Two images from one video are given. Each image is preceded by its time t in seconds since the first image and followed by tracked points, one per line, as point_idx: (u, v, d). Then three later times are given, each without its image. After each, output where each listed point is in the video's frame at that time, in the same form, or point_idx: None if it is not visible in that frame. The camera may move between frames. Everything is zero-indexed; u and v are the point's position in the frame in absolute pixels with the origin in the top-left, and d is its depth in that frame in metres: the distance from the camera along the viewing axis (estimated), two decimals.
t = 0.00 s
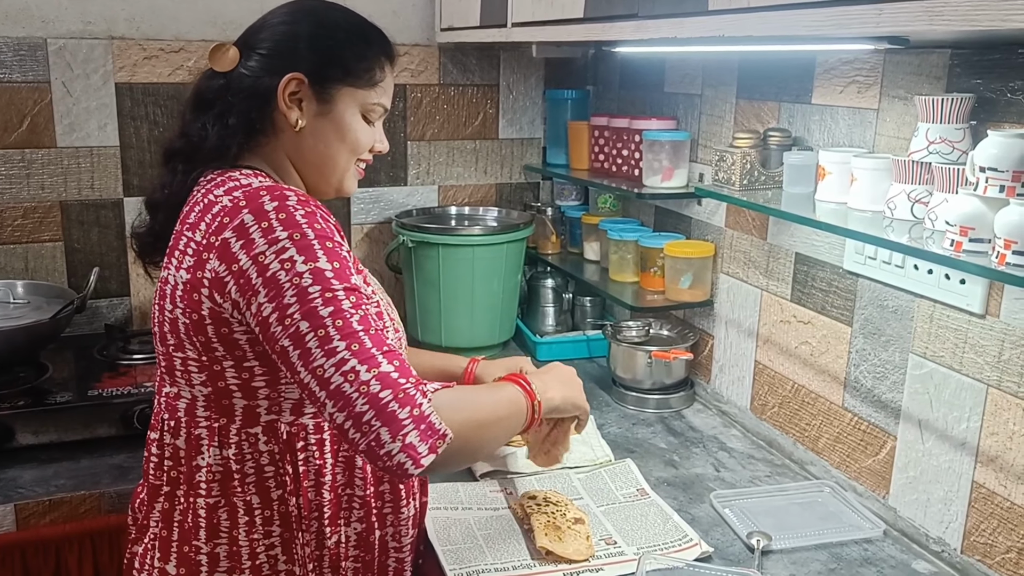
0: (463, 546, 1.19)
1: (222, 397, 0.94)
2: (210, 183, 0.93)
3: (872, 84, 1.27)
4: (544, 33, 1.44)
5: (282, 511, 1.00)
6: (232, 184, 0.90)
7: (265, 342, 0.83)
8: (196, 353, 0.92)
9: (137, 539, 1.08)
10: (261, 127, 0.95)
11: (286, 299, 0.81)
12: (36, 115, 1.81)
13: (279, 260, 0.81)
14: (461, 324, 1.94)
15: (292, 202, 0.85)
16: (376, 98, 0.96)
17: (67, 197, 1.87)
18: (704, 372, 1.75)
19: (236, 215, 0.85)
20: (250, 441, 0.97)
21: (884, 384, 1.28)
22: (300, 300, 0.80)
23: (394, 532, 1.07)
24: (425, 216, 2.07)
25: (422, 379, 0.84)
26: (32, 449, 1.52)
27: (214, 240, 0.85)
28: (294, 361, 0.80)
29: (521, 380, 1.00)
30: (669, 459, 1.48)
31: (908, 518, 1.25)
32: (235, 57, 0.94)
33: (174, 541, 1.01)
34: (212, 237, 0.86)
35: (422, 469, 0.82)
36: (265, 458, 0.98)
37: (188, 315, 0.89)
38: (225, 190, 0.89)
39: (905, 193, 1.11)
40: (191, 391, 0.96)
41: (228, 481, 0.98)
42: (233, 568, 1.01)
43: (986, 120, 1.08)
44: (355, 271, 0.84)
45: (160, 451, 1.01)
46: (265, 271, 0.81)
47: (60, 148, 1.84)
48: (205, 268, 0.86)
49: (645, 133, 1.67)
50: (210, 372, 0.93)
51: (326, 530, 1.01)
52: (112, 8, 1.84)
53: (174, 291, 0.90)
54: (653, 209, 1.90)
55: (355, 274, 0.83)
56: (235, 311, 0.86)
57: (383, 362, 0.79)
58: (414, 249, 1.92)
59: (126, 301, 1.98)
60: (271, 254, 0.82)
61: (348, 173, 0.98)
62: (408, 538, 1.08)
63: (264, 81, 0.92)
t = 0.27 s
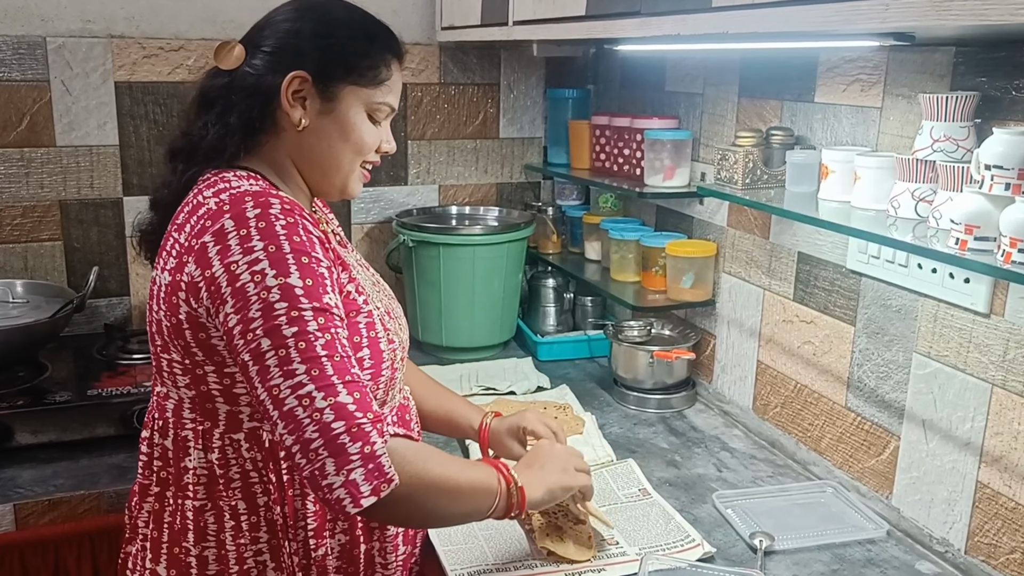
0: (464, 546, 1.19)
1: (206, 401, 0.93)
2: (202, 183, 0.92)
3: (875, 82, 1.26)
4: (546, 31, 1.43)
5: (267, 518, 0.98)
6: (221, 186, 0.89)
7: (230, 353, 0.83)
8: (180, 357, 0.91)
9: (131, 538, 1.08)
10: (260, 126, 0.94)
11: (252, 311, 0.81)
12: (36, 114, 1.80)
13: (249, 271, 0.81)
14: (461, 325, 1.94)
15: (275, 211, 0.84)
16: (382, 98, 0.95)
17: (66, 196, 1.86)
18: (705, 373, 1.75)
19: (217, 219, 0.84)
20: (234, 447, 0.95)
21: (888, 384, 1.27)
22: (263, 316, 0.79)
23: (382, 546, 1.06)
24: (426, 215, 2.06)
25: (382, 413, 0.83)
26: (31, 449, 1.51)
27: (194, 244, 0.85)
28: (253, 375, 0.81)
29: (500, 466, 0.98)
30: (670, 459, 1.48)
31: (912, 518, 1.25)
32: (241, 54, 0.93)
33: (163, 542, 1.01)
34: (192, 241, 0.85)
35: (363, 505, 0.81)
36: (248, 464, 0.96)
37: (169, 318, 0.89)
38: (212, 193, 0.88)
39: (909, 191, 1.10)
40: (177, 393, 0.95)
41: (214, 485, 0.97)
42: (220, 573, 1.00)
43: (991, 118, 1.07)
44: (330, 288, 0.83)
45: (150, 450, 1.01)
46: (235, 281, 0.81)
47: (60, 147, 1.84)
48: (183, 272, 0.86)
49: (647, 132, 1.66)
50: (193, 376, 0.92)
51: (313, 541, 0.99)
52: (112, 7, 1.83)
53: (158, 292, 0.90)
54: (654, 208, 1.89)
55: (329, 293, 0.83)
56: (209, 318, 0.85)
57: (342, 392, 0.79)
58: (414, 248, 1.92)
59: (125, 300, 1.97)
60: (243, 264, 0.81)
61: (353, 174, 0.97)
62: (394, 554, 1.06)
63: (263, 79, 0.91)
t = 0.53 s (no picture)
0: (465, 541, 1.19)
1: (204, 401, 0.92)
2: (201, 180, 0.91)
3: (878, 77, 1.26)
4: (547, 25, 1.43)
5: (265, 520, 0.97)
6: (220, 184, 0.89)
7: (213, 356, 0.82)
8: (178, 356, 0.90)
9: (127, 536, 1.07)
10: (258, 121, 0.93)
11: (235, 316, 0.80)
12: (35, 109, 1.80)
13: (236, 275, 0.80)
14: (462, 323, 1.93)
15: (271, 214, 0.84)
16: (386, 95, 0.95)
17: (66, 192, 1.86)
18: (707, 369, 1.74)
19: (214, 219, 0.84)
20: (232, 448, 0.94)
21: (891, 379, 1.27)
22: (245, 322, 0.79)
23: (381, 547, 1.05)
24: (426, 212, 2.06)
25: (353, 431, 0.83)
26: (31, 444, 1.51)
27: (189, 243, 0.85)
28: (230, 381, 0.80)
29: (461, 500, 0.99)
30: (672, 455, 1.47)
31: (915, 514, 1.24)
32: (243, 47, 0.93)
33: (160, 541, 1.00)
34: (188, 239, 0.85)
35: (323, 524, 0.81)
36: (246, 465, 0.95)
37: (164, 317, 0.88)
38: (211, 191, 0.88)
39: (913, 185, 1.10)
40: (175, 392, 0.94)
41: (211, 484, 0.97)
42: (217, 573, 0.99)
43: (995, 112, 1.07)
44: (318, 298, 0.83)
45: (147, 449, 1.00)
46: (221, 284, 0.81)
47: (60, 143, 1.83)
48: (176, 271, 0.85)
49: (648, 127, 1.66)
50: (191, 375, 0.91)
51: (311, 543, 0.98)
52: (111, 2, 1.82)
53: (154, 290, 0.90)
54: (655, 204, 1.89)
55: (315, 304, 0.82)
56: (200, 318, 0.85)
57: (315, 408, 0.79)
58: (415, 245, 1.91)
59: (126, 297, 1.96)
60: (231, 267, 0.81)
61: (354, 171, 0.97)
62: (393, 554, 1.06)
63: (265, 72, 0.91)
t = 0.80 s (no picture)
0: (467, 532, 1.19)
1: (206, 393, 0.93)
2: (199, 173, 0.92)
3: (879, 68, 1.26)
4: (548, 15, 1.43)
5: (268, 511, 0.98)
6: (219, 176, 0.89)
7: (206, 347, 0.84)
8: (180, 349, 0.91)
9: (129, 528, 1.08)
10: (257, 115, 0.93)
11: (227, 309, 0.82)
12: (36, 101, 1.80)
13: (230, 268, 0.81)
14: (468, 311, 1.94)
15: (269, 206, 0.85)
16: (384, 87, 0.95)
17: (68, 183, 1.86)
18: (708, 358, 1.75)
19: (212, 211, 0.84)
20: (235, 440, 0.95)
21: (891, 369, 1.27)
22: (234, 316, 0.80)
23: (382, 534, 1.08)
24: (427, 202, 2.06)
25: (338, 426, 0.84)
26: (35, 435, 1.52)
27: (188, 235, 0.85)
28: (219, 373, 0.82)
29: (456, 461, 0.97)
30: (673, 445, 1.48)
31: (915, 504, 1.25)
32: (237, 38, 0.92)
33: (163, 533, 1.01)
34: (187, 232, 0.86)
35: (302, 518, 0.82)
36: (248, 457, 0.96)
37: (165, 310, 0.89)
38: (210, 183, 0.88)
39: (912, 177, 1.10)
40: (177, 384, 0.94)
41: (213, 477, 0.97)
42: (220, 564, 1.00)
43: (995, 103, 1.07)
44: (312, 292, 0.84)
45: (149, 442, 1.01)
46: (214, 276, 0.82)
47: (61, 134, 1.83)
48: (175, 264, 0.86)
49: (649, 118, 1.66)
50: (194, 368, 0.92)
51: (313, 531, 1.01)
52: None
53: (154, 283, 0.90)
54: (656, 195, 1.89)
55: (307, 297, 0.83)
56: (198, 310, 0.86)
57: (298, 403, 0.80)
58: (416, 235, 1.91)
59: (128, 288, 1.97)
60: (225, 259, 0.82)
61: (352, 162, 0.98)
62: (396, 541, 1.09)
63: (263, 66, 0.91)
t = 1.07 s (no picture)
0: (464, 530, 1.20)
1: (208, 393, 0.93)
2: (198, 174, 0.92)
3: (875, 68, 1.26)
4: (546, 15, 1.43)
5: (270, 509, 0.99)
6: (220, 176, 0.89)
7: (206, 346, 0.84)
8: (180, 349, 0.91)
9: (130, 529, 1.08)
10: (255, 117, 0.93)
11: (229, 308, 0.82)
12: (36, 100, 1.80)
13: (232, 268, 0.82)
14: (466, 310, 1.94)
15: (271, 206, 0.85)
16: (381, 88, 0.98)
17: (67, 182, 1.86)
18: (705, 358, 1.75)
19: (214, 211, 0.85)
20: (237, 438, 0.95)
21: (887, 369, 1.28)
22: (236, 315, 0.81)
23: (382, 531, 1.09)
24: (426, 201, 2.06)
25: (335, 426, 0.84)
26: (34, 435, 1.52)
27: (190, 235, 0.86)
28: (219, 373, 0.82)
29: (445, 453, 0.97)
30: (670, 444, 1.49)
31: (910, 503, 1.26)
32: (233, 35, 0.91)
33: (163, 533, 1.02)
34: (188, 231, 0.86)
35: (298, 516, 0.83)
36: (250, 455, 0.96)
37: (166, 310, 0.89)
38: (211, 183, 0.89)
39: (908, 177, 1.11)
40: (177, 384, 0.95)
41: (214, 476, 0.98)
42: (220, 564, 1.00)
43: (990, 104, 1.07)
44: (314, 292, 0.84)
45: (149, 442, 1.01)
46: (217, 275, 0.82)
47: (60, 134, 1.84)
48: (176, 264, 0.86)
49: (647, 118, 1.66)
50: (194, 368, 0.92)
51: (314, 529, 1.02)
52: None
53: (154, 283, 0.90)
54: (654, 194, 1.89)
55: (308, 298, 0.83)
56: (199, 310, 0.86)
57: (297, 404, 0.81)
58: (415, 234, 1.92)
59: (127, 287, 1.97)
60: (227, 259, 0.82)
61: (351, 161, 1.00)
62: (395, 536, 1.10)
63: (260, 67, 0.91)
